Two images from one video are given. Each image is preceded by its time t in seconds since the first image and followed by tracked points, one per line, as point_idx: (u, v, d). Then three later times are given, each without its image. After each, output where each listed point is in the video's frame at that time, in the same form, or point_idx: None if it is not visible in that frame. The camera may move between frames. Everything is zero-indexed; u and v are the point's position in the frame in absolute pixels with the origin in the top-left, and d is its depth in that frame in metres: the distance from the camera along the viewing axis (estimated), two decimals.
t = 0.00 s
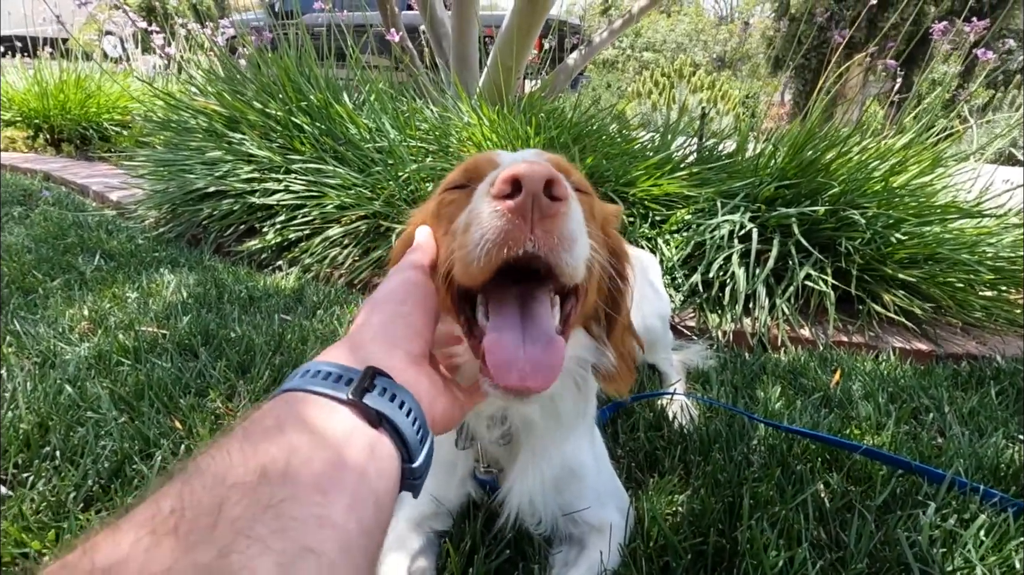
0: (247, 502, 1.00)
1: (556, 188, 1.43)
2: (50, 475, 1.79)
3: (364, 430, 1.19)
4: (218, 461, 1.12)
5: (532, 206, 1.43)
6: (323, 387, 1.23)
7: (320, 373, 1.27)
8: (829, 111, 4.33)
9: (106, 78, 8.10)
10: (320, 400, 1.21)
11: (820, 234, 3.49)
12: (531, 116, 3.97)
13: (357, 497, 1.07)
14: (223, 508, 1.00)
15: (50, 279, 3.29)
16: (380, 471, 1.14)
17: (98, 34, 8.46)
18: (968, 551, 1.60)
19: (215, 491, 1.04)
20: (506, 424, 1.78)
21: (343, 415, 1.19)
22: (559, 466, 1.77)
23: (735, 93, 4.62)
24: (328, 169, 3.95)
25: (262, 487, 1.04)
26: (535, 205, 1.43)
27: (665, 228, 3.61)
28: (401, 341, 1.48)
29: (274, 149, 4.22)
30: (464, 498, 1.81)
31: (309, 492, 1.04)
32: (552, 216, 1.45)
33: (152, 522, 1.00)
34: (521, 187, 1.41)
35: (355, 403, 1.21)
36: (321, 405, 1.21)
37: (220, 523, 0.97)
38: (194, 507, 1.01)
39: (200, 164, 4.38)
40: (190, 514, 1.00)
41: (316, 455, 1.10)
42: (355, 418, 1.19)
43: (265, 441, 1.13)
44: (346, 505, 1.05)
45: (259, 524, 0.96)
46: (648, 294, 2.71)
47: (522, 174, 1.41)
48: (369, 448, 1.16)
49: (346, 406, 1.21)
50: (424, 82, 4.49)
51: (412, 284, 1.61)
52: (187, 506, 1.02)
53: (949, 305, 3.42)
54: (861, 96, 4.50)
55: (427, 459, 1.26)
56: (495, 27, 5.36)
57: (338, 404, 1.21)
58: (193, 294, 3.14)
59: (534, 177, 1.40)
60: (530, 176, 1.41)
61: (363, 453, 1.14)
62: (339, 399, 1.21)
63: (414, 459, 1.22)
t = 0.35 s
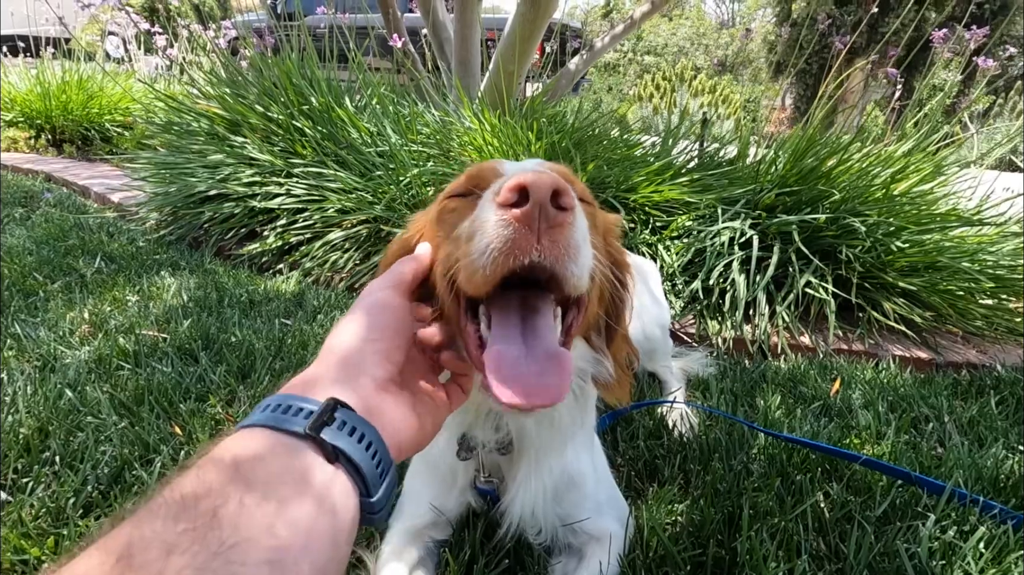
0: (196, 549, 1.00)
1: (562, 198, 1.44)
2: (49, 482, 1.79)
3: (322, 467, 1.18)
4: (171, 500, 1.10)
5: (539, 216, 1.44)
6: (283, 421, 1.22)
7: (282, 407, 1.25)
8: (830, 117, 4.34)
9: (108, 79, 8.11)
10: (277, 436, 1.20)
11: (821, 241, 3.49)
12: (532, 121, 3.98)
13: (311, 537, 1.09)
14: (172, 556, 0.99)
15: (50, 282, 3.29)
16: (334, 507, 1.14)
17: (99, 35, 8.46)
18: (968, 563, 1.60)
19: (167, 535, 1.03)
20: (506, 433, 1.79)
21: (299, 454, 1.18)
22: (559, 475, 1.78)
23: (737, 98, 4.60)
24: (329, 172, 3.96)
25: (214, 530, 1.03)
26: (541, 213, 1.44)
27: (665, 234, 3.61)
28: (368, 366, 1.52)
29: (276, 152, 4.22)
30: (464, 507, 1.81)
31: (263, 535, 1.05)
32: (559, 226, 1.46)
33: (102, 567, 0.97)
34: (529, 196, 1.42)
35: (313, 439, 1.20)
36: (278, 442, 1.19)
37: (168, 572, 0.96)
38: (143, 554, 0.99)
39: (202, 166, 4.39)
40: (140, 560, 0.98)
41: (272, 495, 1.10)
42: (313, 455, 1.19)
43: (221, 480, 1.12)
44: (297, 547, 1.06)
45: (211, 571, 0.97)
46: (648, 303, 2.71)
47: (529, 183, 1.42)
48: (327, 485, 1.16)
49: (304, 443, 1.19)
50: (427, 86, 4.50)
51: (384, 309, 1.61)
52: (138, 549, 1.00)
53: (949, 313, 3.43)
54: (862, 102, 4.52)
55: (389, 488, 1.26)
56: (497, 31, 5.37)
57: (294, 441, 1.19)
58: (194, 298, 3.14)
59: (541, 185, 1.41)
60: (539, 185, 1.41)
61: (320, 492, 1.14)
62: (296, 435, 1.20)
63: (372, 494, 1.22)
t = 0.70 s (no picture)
0: (244, 536, 0.98)
1: (562, 194, 1.42)
2: (53, 476, 1.78)
3: (359, 460, 1.19)
4: (214, 491, 1.09)
5: (538, 211, 1.43)
6: (322, 414, 1.23)
7: (318, 399, 1.26)
8: (833, 120, 4.34)
9: (112, 79, 8.11)
10: (319, 427, 1.21)
11: (826, 242, 3.48)
12: (536, 122, 3.97)
13: (351, 528, 1.06)
14: (219, 542, 0.97)
15: (54, 279, 3.28)
16: (372, 501, 1.14)
17: (104, 34, 8.47)
18: (978, 562, 1.58)
19: (213, 524, 1.02)
20: (513, 428, 1.79)
21: (340, 445, 1.19)
22: (566, 471, 1.78)
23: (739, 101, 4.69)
24: (333, 171, 3.96)
25: (258, 518, 1.02)
26: (541, 209, 1.43)
27: (669, 234, 3.60)
28: (400, 364, 1.48)
29: (280, 151, 4.22)
30: (470, 505, 1.80)
31: (306, 523, 1.03)
32: (557, 222, 1.45)
33: (149, 553, 0.96)
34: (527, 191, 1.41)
35: (353, 431, 1.21)
36: (318, 433, 1.20)
37: (218, 557, 0.94)
38: (190, 539, 0.98)
39: (206, 165, 4.39)
40: (187, 546, 0.97)
41: (313, 486, 1.09)
42: (350, 447, 1.20)
43: (262, 471, 1.11)
44: (339, 539, 1.03)
45: (258, 557, 0.94)
46: (655, 303, 2.71)
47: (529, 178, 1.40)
48: (365, 478, 1.16)
49: (344, 434, 1.21)
50: (430, 87, 4.50)
51: (412, 307, 1.61)
52: (184, 537, 0.99)
53: (954, 315, 3.42)
54: (865, 106, 4.51)
55: (421, 485, 1.27)
56: (501, 33, 5.38)
57: (335, 432, 1.21)
58: (198, 295, 3.13)
59: (540, 182, 1.39)
60: (539, 183, 1.40)
61: (359, 485, 1.14)
62: (337, 428, 1.21)
63: (407, 488, 1.23)
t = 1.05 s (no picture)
0: (241, 544, 0.98)
1: (559, 211, 1.41)
2: (42, 478, 1.77)
3: (359, 470, 1.17)
4: (217, 499, 1.10)
5: (534, 228, 1.42)
6: (322, 422, 1.21)
7: (319, 406, 1.24)
8: (830, 124, 4.34)
9: (111, 80, 8.11)
10: (322, 437, 1.19)
11: (821, 247, 3.48)
12: (533, 125, 3.97)
13: (349, 539, 1.05)
14: (216, 550, 0.97)
15: (48, 280, 3.28)
16: (371, 510, 1.12)
17: (104, 35, 8.48)
18: (967, 569, 1.58)
19: (210, 533, 1.01)
20: (505, 435, 1.77)
21: (339, 455, 1.17)
22: (557, 478, 1.77)
23: (738, 107, 4.58)
24: (329, 174, 3.96)
25: (258, 527, 1.01)
26: (537, 226, 1.42)
27: (665, 238, 3.60)
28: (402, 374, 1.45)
29: (277, 153, 4.22)
30: (459, 510, 1.79)
31: (303, 533, 1.02)
32: (553, 239, 1.44)
33: (146, 560, 0.96)
34: (524, 208, 1.40)
35: (354, 440, 1.19)
36: (318, 442, 1.18)
37: (215, 565, 0.94)
38: (187, 548, 0.98)
39: (202, 167, 4.39)
40: (185, 553, 0.97)
41: (312, 496, 1.08)
42: (350, 455, 1.18)
43: (262, 479, 1.11)
44: (337, 549, 1.02)
45: (254, 566, 0.94)
46: (650, 308, 2.70)
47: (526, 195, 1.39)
48: (365, 488, 1.14)
49: (345, 443, 1.19)
50: (427, 90, 4.50)
51: (409, 313, 1.59)
52: (181, 545, 0.99)
53: (948, 320, 3.42)
54: (862, 111, 4.52)
55: (421, 495, 1.24)
56: (499, 36, 5.39)
57: (336, 440, 1.19)
58: (192, 297, 3.13)
59: (538, 200, 1.37)
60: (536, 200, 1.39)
61: (358, 494, 1.13)
62: (338, 436, 1.19)
63: (406, 498, 1.20)
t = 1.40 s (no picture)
0: (231, 549, 0.99)
1: (578, 225, 1.45)
2: (46, 481, 1.79)
3: (347, 472, 1.19)
4: (205, 508, 1.11)
5: (553, 240, 1.45)
6: (309, 430, 1.24)
7: (310, 415, 1.28)
8: (830, 130, 4.36)
9: (114, 82, 8.13)
10: (306, 442, 1.22)
11: (819, 253, 3.50)
12: (534, 130, 3.99)
13: (341, 538, 1.06)
14: (207, 557, 0.98)
15: (51, 282, 3.30)
16: (363, 511, 1.14)
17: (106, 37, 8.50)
18: None
19: (199, 540, 1.03)
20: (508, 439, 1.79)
21: (327, 458, 1.19)
22: (559, 483, 1.78)
23: (738, 110, 4.66)
24: (331, 178, 3.98)
25: (247, 531, 1.03)
26: (557, 238, 1.45)
27: (665, 244, 3.62)
28: (386, 375, 1.50)
29: (279, 157, 4.25)
30: (460, 514, 1.82)
31: (293, 533, 1.03)
32: (572, 250, 1.48)
33: (136, 568, 0.97)
34: (545, 220, 1.43)
35: (339, 444, 1.21)
36: (307, 447, 1.21)
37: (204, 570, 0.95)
38: (177, 556, 0.99)
39: (205, 170, 4.41)
40: (174, 561, 0.98)
41: (301, 498, 1.10)
42: (337, 458, 1.20)
43: (251, 485, 1.13)
44: (329, 549, 1.03)
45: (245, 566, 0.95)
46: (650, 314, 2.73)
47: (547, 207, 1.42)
48: (354, 489, 1.16)
49: (331, 446, 1.21)
50: (429, 94, 4.52)
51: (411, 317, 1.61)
52: (172, 553, 1.00)
53: (946, 326, 3.44)
54: (861, 116, 4.54)
55: (415, 495, 1.26)
56: (501, 41, 5.41)
57: (321, 445, 1.22)
58: (194, 300, 3.14)
59: (560, 213, 1.41)
60: (556, 213, 1.42)
61: (347, 495, 1.14)
62: (324, 441, 1.21)
63: (399, 498, 1.23)
